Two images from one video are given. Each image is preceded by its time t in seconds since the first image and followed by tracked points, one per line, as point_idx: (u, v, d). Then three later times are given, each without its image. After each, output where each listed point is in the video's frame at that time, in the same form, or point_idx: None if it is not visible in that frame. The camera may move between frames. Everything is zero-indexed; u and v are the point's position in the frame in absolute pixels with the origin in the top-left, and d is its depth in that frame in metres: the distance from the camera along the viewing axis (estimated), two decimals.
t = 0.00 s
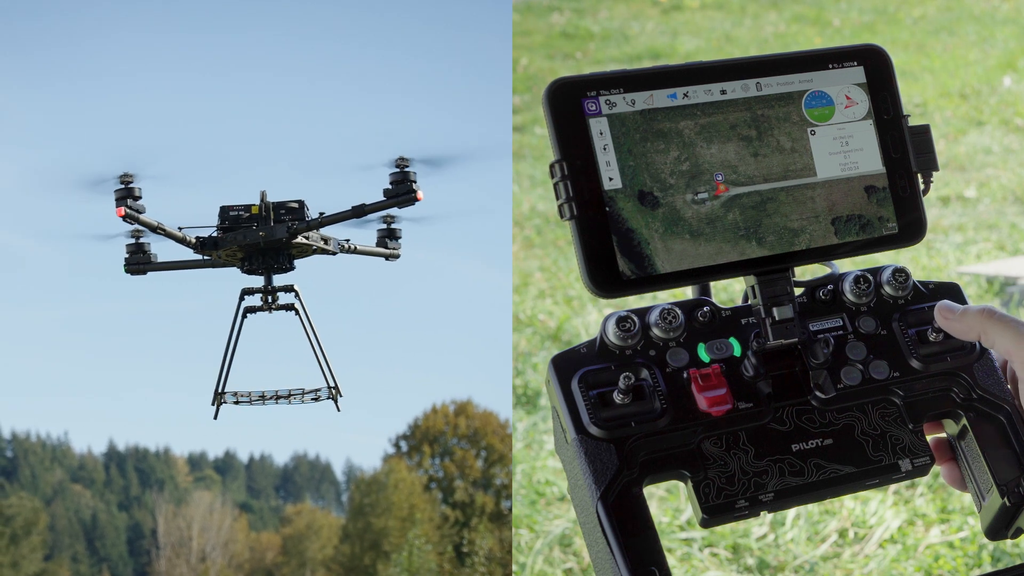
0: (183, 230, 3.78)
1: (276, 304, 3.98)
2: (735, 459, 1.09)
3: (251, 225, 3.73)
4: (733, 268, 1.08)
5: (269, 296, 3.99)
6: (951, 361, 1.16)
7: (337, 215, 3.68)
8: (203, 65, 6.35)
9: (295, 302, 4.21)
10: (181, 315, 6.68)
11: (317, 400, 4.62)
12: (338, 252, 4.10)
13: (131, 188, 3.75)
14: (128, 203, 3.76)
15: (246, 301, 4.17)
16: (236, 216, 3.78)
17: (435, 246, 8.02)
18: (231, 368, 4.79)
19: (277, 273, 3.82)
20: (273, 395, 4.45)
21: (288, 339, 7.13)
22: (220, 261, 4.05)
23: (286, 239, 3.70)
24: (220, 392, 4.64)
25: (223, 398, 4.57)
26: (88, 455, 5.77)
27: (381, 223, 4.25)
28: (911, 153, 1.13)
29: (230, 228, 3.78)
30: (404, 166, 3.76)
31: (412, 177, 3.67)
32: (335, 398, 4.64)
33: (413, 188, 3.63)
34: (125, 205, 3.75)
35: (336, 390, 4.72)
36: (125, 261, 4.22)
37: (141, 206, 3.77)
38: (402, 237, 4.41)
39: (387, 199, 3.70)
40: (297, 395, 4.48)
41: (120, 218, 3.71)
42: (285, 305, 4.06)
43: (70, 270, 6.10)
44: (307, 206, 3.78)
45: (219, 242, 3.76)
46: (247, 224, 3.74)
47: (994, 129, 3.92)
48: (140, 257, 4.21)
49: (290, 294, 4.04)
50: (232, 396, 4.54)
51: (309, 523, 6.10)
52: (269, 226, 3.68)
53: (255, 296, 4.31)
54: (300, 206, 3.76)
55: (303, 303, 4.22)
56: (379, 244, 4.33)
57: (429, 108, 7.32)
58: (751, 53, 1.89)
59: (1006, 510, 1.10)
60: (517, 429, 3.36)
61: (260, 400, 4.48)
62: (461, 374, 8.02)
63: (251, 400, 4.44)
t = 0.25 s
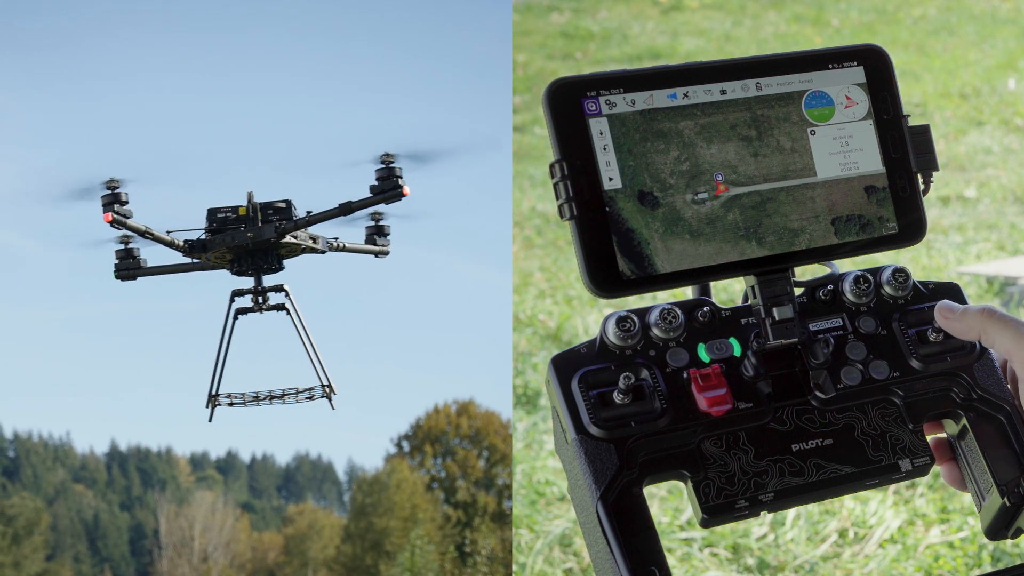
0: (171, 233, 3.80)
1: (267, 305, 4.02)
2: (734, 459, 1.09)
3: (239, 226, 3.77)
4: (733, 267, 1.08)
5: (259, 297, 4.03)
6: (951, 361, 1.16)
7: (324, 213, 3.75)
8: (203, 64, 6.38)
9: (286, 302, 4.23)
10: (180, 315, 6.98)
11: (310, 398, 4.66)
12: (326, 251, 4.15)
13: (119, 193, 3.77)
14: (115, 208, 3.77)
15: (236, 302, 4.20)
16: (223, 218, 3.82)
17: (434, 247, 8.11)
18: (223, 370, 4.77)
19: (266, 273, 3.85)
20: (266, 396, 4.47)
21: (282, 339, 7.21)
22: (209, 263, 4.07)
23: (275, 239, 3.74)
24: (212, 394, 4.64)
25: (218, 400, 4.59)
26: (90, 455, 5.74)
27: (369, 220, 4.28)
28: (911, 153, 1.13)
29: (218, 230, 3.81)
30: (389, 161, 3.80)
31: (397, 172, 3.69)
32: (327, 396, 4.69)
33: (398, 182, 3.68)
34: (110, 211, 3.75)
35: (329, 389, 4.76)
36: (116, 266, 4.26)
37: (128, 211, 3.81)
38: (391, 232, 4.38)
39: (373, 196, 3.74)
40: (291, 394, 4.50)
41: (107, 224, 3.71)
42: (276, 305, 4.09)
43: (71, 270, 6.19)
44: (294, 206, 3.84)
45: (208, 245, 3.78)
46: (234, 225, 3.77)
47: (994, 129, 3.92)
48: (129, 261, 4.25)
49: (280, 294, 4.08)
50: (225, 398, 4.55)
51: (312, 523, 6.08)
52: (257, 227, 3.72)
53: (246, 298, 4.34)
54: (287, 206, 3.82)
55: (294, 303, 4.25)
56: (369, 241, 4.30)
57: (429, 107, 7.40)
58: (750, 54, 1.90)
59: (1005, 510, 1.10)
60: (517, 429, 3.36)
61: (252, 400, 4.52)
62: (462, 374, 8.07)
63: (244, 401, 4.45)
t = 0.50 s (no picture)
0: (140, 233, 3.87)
1: (234, 305, 4.13)
2: (734, 459, 1.09)
3: (208, 227, 3.89)
4: (733, 268, 1.08)
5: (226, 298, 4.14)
6: (951, 361, 1.16)
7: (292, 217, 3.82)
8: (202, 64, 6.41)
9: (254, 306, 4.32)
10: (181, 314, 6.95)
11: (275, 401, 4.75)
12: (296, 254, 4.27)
13: (87, 192, 3.87)
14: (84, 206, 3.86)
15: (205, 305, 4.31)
16: (192, 219, 3.92)
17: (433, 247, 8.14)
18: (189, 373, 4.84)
19: (234, 275, 3.97)
20: (233, 397, 4.53)
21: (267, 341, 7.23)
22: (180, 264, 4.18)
23: (242, 240, 3.85)
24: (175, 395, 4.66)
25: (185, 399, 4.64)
26: (86, 455, 5.76)
27: (341, 224, 4.45)
28: (911, 153, 1.13)
29: (187, 231, 3.92)
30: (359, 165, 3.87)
31: (365, 178, 3.74)
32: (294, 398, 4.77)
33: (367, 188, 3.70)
34: (79, 208, 3.82)
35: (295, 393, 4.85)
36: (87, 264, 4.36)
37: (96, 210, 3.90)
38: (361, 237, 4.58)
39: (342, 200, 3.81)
40: (255, 396, 4.58)
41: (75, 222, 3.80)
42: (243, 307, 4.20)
43: (70, 270, 6.20)
44: (263, 208, 3.97)
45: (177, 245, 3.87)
46: (203, 226, 3.89)
47: (994, 129, 3.92)
48: (100, 260, 4.35)
49: (247, 296, 4.19)
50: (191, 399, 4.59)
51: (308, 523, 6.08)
52: (225, 228, 3.85)
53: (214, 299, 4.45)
54: (256, 208, 3.95)
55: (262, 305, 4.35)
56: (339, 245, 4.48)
57: (429, 107, 7.42)
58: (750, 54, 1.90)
59: (1006, 510, 1.09)
60: (517, 429, 3.36)
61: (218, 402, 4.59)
62: (462, 374, 7.99)
63: (210, 401, 4.53)
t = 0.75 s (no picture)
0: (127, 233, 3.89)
1: (222, 307, 4.12)
2: (735, 459, 1.09)
3: (196, 229, 3.90)
4: (733, 267, 1.08)
5: (214, 299, 4.14)
6: (951, 361, 1.16)
7: (278, 220, 3.83)
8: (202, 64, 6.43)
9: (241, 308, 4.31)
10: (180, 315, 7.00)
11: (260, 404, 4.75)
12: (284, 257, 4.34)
13: (75, 192, 3.87)
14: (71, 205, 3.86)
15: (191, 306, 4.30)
16: (181, 220, 3.93)
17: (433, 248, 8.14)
18: (172, 376, 4.81)
19: (223, 277, 3.98)
20: (218, 399, 4.51)
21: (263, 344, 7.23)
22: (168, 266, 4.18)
23: (230, 242, 3.86)
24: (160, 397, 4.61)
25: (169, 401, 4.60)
26: (106, 455, 5.82)
27: (331, 228, 4.46)
28: (911, 153, 1.13)
29: (175, 232, 3.91)
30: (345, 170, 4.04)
31: (352, 181, 3.94)
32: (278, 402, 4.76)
33: (353, 190, 3.89)
34: (66, 207, 3.82)
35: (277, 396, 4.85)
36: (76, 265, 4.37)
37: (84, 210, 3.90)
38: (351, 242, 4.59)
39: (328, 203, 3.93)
40: (239, 399, 4.57)
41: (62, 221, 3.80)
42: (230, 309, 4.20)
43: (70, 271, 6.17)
44: (252, 210, 3.99)
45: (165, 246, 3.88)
46: (191, 227, 3.90)
47: (994, 129, 3.92)
48: (90, 261, 4.36)
49: (235, 298, 4.19)
50: (176, 400, 4.56)
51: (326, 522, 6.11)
52: (213, 229, 3.87)
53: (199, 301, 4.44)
54: (245, 210, 3.97)
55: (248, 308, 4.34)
56: (329, 249, 4.48)
57: (429, 107, 7.50)
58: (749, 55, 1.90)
59: (1005, 510, 1.10)
60: (517, 429, 3.36)
61: (202, 403, 4.55)
62: (462, 374, 8.04)
63: (195, 404, 4.51)
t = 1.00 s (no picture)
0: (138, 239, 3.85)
1: (233, 310, 4.11)
2: (735, 460, 1.09)
3: (206, 233, 3.88)
4: (734, 268, 1.08)
5: (226, 303, 4.12)
6: (951, 361, 1.16)
7: (289, 223, 3.79)
8: (202, 64, 6.45)
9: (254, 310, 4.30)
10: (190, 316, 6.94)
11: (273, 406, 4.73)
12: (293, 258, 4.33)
13: (83, 198, 3.80)
14: (79, 211, 3.79)
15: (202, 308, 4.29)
16: (191, 224, 3.89)
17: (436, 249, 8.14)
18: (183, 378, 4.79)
19: (234, 280, 4.01)
20: (232, 401, 4.49)
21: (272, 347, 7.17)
22: (177, 268, 4.17)
23: (239, 245, 3.87)
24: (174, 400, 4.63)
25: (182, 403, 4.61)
26: (155, 453, 6.12)
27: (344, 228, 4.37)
28: (911, 153, 1.13)
29: (186, 236, 3.89)
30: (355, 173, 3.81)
31: (361, 185, 3.67)
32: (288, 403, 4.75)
33: (362, 196, 3.63)
34: (74, 213, 3.77)
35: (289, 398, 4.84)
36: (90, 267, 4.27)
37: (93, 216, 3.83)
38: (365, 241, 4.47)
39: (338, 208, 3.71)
40: (253, 400, 4.56)
41: (72, 227, 3.73)
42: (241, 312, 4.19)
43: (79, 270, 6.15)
44: (263, 213, 3.95)
45: (175, 250, 3.86)
46: (202, 232, 3.88)
47: (994, 129, 3.93)
48: (104, 263, 4.27)
49: (246, 300, 4.19)
50: (188, 402, 4.56)
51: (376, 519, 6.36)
52: (223, 233, 3.87)
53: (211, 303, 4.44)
54: (256, 213, 3.93)
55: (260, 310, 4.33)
56: (342, 249, 4.40)
57: (429, 107, 7.43)
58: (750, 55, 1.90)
59: (1006, 509, 1.10)
60: (517, 429, 3.38)
61: (216, 406, 4.55)
62: (462, 374, 8.42)
63: (206, 405, 4.50)
